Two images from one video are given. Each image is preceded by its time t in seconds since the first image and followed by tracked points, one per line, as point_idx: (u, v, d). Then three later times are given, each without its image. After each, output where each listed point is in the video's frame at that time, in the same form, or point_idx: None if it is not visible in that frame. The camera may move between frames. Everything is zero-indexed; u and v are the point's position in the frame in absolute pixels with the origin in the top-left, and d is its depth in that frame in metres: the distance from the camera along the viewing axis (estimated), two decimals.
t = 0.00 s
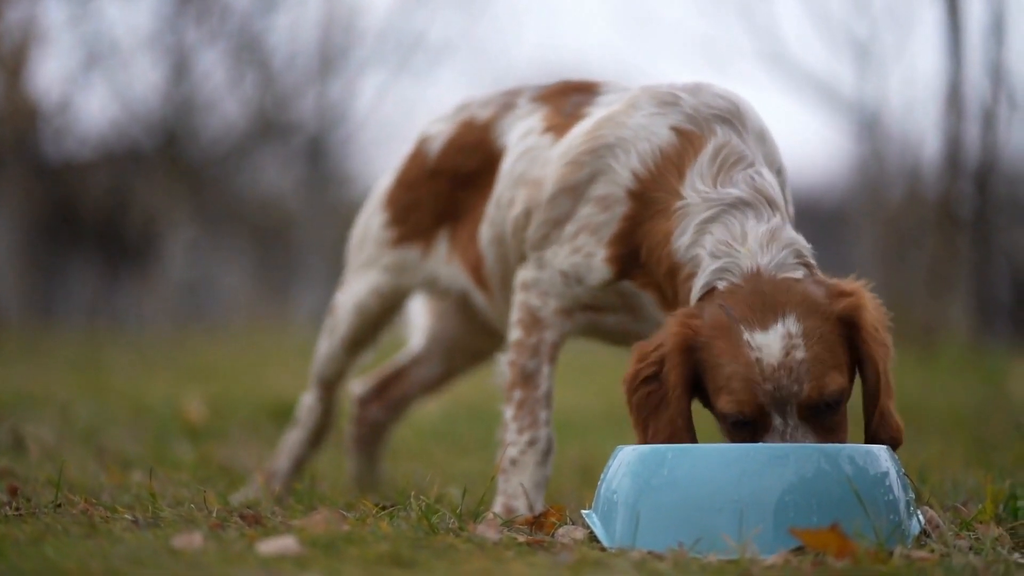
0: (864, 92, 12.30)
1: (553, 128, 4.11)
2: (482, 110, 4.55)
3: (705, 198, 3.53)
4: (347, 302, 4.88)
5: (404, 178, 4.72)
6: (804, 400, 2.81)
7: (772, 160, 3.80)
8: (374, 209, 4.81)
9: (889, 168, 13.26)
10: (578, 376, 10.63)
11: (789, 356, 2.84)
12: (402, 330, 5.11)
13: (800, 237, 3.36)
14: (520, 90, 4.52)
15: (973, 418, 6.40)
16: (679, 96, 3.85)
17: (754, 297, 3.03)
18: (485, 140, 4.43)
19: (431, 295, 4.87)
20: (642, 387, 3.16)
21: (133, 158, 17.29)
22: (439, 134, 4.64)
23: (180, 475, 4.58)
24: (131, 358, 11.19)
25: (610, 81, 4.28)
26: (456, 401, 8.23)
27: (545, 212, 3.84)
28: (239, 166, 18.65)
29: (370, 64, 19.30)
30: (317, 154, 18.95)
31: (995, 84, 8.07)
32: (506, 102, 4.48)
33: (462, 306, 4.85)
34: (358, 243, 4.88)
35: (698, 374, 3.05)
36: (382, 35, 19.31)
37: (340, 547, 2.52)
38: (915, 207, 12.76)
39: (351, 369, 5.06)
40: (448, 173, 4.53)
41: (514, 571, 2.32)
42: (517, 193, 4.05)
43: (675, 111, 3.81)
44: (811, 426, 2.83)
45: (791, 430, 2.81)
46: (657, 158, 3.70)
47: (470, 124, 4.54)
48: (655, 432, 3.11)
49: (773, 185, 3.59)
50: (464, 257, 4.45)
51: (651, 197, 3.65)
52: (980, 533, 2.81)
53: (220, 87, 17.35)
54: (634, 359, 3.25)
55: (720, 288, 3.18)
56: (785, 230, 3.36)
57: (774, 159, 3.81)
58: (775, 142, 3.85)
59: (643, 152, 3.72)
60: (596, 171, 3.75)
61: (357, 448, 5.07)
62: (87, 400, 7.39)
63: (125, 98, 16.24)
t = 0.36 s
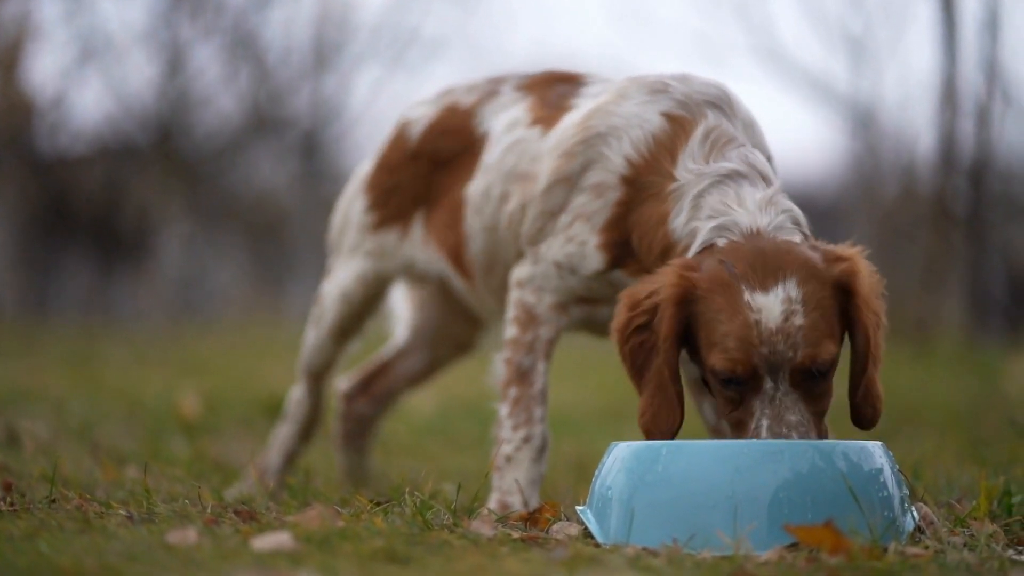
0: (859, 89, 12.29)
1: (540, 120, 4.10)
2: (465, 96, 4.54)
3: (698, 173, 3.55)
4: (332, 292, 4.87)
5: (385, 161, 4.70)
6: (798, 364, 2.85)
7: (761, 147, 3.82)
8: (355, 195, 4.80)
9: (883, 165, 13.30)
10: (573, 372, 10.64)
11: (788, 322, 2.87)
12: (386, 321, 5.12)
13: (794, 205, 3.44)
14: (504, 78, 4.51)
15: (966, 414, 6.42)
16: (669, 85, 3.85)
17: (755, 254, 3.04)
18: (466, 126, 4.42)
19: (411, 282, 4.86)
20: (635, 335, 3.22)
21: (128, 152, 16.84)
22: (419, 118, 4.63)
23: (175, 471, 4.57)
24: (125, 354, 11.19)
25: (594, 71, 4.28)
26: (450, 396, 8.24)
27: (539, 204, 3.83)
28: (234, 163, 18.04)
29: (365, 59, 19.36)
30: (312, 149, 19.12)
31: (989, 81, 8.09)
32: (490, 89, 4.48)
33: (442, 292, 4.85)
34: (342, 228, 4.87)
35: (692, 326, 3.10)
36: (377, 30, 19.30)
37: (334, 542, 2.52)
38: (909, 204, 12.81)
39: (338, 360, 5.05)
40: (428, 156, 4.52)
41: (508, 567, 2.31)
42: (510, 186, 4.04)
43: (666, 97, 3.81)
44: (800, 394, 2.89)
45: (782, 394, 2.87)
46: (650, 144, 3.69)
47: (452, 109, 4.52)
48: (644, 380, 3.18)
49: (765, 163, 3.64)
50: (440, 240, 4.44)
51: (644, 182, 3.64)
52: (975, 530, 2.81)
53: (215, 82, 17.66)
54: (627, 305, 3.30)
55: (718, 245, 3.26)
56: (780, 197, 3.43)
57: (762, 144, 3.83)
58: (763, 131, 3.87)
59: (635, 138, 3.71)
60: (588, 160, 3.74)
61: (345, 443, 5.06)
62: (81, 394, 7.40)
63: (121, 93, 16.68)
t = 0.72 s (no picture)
0: (856, 85, 12.29)
1: (544, 138, 4.10)
2: (472, 107, 4.54)
3: (691, 209, 3.52)
4: (338, 298, 4.87)
5: (391, 173, 4.70)
6: (751, 379, 2.84)
7: (764, 168, 3.77)
8: (363, 204, 4.78)
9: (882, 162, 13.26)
10: (571, 371, 10.62)
11: (737, 340, 2.90)
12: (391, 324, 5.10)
13: (783, 244, 3.37)
14: (512, 87, 4.52)
15: (965, 413, 6.41)
16: (669, 106, 3.83)
17: (716, 298, 3.11)
18: (474, 138, 4.41)
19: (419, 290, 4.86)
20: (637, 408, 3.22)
21: (126, 150, 17.05)
22: (428, 129, 4.61)
23: (172, 469, 4.57)
24: (122, 351, 11.18)
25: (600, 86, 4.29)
26: (448, 395, 8.22)
27: (539, 221, 3.83)
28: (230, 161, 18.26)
29: (363, 56, 19.29)
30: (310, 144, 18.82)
31: (987, 79, 8.10)
32: (497, 100, 4.48)
33: (450, 302, 4.84)
34: (349, 237, 4.85)
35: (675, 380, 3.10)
36: (375, 28, 19.27)
37: (331, 541, 2.51)
38: (907, 201, 12.78)
39: (340, 364, 5.05)
40: (437, 171, 4.50)
41: (505, 566, 2.30)
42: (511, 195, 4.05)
43: (666, 121, 3.79)
44: (764, 410, 2.85)
45: (744, 413, 2.85)
46: (648, 169, 3.68)
47: (460, 121, 4.52)
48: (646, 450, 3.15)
49: (760, 194, 3.56)
50: (449, 256, 4.44)
51: (641, 209, 3.63)
52: (972, 528, 2.81)
53: (213, 80, 17.39)
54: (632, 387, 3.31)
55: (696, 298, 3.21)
56: (768, 238, 3.38)
57: (765, 167, 3.77)
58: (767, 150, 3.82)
59: (634, 163, 3.71)
60: (587, 181, 3.74)
61: (347, 442, 5.05)
62: (77, 391, 7.38)
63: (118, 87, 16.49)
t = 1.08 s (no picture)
0: (856, 81, 12.27)
1: (545, 117, 4.10)
2: (471, 98, 4.53)
3: (698, 172, 3.54)
4: (339, 293, 4.87)
5: (391, 169, 4.70)
6: (773, 346, 2.85)
7: (769, 144, 3.81)
8: (364, 199, 4.78)
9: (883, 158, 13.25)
10: (571, 365, 10.63)
11: (763, 304, 2.88)
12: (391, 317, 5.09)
13: (795, 201, 3.39)
14: (509, 76, 4.49)
15: (965, 408, 6.41)
16: (674, 85, 3.85)
17: (739, 245, 3.08)
18: (475, 127, 4.41)
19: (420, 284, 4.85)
20: (636, 338, 3.26)
21: (125, 145, 17.22)
22: (428, 122, 4.61)
23: (171, 465, 4.56)
24: (122, 346, 11.20)
25: (600, 67, 4.28)
26: (449, 390, 8.23)
27: (543, 204, 3.82)
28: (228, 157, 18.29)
29: (363, 53, 19.28)
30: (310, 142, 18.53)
31: (987, 74, 8.09)
32: (496, 89, 4.46)
33: (453, 296, 4.83)
34: (348, 233, 4.84)
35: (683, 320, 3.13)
36: (375, 24, 19.24)
37: (330, 536, 2.51)
38: (907, 196, 12.76)
39: (341, 359, 5.05)
40: (438, 161, 4.51)
41: (505, 563, 2.30)
42: (514, 183, 4.05)
43: (670, 99, 3.80)
44: (779, 375, 2.88)
45: (760, 376, 2.87)
46: (653, 146, 3.68)
47: (459, 112, 4.51)
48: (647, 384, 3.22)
49: (767, 159, 3.62)
50: (456, 244, 4.45)
51: (648, 184, 3.63)
52: (971, 524, 2.81)
53: (212, 75, 17.38)
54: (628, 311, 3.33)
55: (711, 241, 3.25)
56: (779, 193, 3.40)
57: (770, 141, 3.81)
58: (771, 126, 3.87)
59: (639, 141, 3.71)
60: (592, 162, 3.73)
61: (347, 438, 5.06)
62: (77, 388, 7.38)
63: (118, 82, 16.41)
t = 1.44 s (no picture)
0: (855, 79, 12.27)
1: (540, 104, 4.10)
2: (461, 85, 4.54)
3: (703, 157, 3.55)
4: (330, 283, 4.86)
5: (382, 156, 4.69)
6: (754, 329, 2.85)
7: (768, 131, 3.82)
8: (353, 186, 4.78)
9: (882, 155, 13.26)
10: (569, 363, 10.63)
11: (753, 287, 2.88)
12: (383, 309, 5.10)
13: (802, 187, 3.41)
14: (501, 65, 4.48)
15: (964, 405, 6.42)
16: (672, 72, 3.85)
17: (743, 229, 3.08)
18: (466, 115, 4.41)
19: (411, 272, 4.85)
20: (638, 308, 3.28)
21: (124, 142, 17.04)
22: (417, 110, 4.61)
23: (171, 464, 4.55)
24: (121, 344, 11.20)
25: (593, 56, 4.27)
26: (447, 387, 8.23)
27: (541, 193, 3.82)
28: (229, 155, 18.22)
29: (361, 50, 19.28)
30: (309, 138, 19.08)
31: (986, 72, 8.08)
32: (487, 77, 4.45)
33: (443, 280, 4.85)
34: (340, 223, 4.85)
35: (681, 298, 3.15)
36: (374, 21, 19.25)
37: (330, 535, 2.50)
38: (905, 192, 12.76)
39: (336, 352, 5.05)
40: (428, 147, 4.51)
41: (504, 561, 2.29)
42: (510, 172, 4.04)
43: (670, 86, 3.80)
44: (760, 359, 2.88)
45: (741, 359, 2.88)
46: (655, 132, 3.68)
47: (449, 100, 4.51)
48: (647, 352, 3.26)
49: (772, 145, 3.63)
50: (446, 233, 4.44)
51: (650, 169, 3.63)
52: (971, 521, 2.82)
53: (211, 73, 17.77)
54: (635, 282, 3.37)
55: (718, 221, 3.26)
56: (787, 179, 3.41)
57: (769, 129, 3.82)
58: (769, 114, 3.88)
59: (640, 127, 3.71)
60: (593, 148, 3.73)
61: (343, 434, 5.07)
62: (77, 385, 7.38)
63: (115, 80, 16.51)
